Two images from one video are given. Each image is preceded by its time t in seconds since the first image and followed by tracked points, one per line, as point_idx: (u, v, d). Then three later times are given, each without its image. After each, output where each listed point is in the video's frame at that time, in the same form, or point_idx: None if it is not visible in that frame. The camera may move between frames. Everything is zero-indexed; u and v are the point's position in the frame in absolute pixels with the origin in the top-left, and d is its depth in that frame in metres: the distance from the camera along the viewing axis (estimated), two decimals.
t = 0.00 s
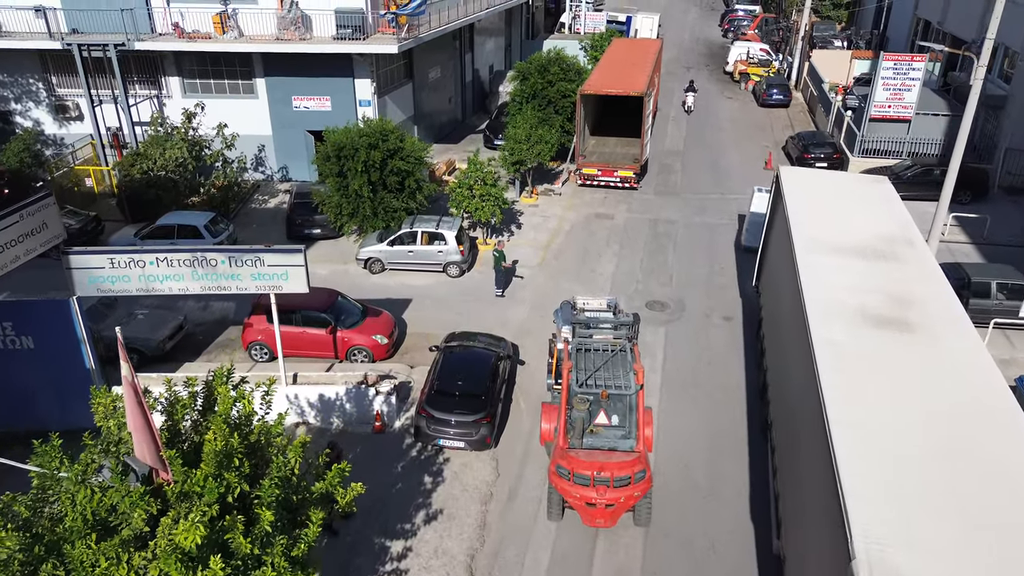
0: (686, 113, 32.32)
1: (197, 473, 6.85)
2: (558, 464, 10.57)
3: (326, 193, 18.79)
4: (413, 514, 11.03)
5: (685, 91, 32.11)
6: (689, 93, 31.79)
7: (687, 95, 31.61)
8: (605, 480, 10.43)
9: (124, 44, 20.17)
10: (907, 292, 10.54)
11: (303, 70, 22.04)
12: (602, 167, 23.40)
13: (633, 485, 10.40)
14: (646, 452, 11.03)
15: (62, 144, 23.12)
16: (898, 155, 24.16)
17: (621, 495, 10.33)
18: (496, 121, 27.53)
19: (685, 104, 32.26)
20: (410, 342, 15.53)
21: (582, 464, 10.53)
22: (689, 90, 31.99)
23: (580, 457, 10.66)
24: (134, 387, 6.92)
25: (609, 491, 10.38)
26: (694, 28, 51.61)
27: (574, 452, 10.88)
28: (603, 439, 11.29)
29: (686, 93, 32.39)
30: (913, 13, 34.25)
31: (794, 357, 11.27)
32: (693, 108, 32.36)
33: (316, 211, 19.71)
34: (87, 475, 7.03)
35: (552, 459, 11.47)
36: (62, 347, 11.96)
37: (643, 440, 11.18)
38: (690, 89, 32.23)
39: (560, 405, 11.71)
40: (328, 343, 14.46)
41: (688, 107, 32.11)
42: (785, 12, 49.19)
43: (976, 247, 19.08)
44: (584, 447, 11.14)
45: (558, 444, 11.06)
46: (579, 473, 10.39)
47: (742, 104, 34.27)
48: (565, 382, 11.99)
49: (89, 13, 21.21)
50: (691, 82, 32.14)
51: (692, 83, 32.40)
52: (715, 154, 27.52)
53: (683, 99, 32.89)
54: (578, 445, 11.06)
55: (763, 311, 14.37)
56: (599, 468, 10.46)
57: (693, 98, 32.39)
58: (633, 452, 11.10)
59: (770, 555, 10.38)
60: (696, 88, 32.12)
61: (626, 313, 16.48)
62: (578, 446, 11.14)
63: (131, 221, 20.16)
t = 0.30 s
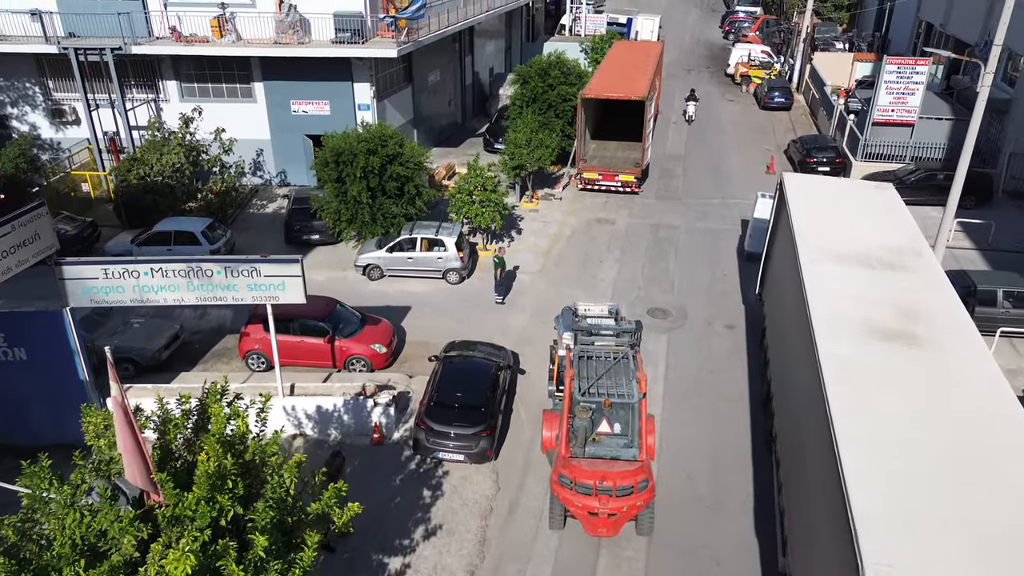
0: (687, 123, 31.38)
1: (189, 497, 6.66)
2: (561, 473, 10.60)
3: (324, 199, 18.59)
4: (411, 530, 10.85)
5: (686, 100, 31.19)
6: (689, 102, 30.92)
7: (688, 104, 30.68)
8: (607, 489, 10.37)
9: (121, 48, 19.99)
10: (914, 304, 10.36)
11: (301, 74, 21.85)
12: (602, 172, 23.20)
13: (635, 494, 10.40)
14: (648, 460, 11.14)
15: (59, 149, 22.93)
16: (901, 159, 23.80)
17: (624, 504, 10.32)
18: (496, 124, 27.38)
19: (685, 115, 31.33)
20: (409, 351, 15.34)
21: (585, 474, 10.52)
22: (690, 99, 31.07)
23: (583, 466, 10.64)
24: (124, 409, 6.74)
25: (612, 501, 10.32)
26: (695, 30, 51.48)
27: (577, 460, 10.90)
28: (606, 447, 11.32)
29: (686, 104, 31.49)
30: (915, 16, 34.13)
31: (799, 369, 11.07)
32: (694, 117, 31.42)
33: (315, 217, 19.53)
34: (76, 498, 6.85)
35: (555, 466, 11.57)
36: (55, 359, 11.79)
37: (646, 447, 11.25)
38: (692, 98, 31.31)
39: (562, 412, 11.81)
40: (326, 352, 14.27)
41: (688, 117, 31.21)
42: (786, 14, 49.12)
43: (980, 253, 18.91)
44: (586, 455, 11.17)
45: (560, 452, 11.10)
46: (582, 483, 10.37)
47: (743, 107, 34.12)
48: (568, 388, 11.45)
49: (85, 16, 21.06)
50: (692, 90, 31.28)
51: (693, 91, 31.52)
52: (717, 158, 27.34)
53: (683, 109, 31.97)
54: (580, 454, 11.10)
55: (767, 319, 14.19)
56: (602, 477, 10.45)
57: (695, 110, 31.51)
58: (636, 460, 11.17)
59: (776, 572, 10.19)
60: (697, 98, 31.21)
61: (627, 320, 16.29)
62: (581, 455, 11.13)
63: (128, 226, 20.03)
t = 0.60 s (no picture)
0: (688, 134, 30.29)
1: (180, 522, 6.47)
2: (562, 483, 10.49)
3: (322, 205, 18.41)
4: (410, 546, 10.67)
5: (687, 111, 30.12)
6: (691, 113, 29.87)
7: (689, 114, 29.60)
8: (609, 500, 10.32)
9: (117, 52, 19.82)
10: (923, 318, 10.16)
11: (299, 78, 21.65)
12: (603, 177, 23.02)
13: (637, 504, 10.32)
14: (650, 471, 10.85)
15: (56, 154, 22.76)
16: (904, 164, 23.85)
17: (626, 515, 10.23)
18: (496, 128, 27.24)
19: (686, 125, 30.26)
20: (408, 361, 15.16)
21: (586, 483, 10.41)
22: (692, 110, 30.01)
23: (584, 475, 10.57)
24: (114, 432, 6.53)
25: (614, 511, 10.27)
26: (696, 33, 51.32)
27: (578, 470, 10.75)
28: (607, 457, 11.05)
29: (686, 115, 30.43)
30: (918, 18, 33.96)
31: (805, 383, 10.87)
32: (696, 129, 30.39)
33: (313, 223, 19.36)
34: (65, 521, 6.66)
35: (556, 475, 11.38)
36: (49, 372, 11.62)
37: (647, 456, 11.00)
38: (692, 108, 30.21)
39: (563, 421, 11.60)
40: (324, 362, 14.10)
41: (689, 127, 30.14)
42: (787, 17, 48.97)
43: (985, 260, 18.74)
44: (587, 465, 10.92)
45: (562, 462, 10.90)
46: (583, 493, 10.28)
47: (744, 110, 33.95)
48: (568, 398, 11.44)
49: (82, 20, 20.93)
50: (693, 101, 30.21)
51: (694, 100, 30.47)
52: (719, 162, 27.16)
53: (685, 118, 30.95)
54: (581, 463, 10.88)
55: (771, 329, 14.00)
56: (604, 488, 10.35)
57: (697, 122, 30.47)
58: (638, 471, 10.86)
59: None
60: (699, 109, 30.14)
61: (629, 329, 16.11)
62: (582, 465, 10.77)
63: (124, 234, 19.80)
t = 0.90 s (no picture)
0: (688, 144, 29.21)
1: (171, 551, 6.29)
2: (563, 495, 10.39)
3: (320, 212, 18.23)
4: (408, 563, 10.50)
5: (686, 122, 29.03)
6: (690, 123, 28.77)
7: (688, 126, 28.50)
8: (611, 511, 10.20)
9: (114, 57, 19.64)
10: (930, 333, 9.98)
11: (298, 83, 21.48)
12: (603, 183, 22.91)
13: (638, 515, 10.23)
14: (651, 481, 10.77)
15: (52, 159, 22.57)
16: (907, 169, 23.51)
17: (626, 526, 10.10)
18: (496, 132, 27.10)
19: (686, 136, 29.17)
20: (407, 371, 14.99)
21: (587, 495, 10.29)
22: (692, 121, 28.92)
23: (585, 486, 10.43)
24: (104, 458, 6.35)
25: (615, 523, 10.13)
26: (697, 35, 51.15)
27: (579, 481, 10.70)
28: (608, 467, 11.05)
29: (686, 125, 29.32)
30: (920, 21, 33.83)
31: (809, 398, 10.67)
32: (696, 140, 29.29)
33: (311, 230, 19.18)
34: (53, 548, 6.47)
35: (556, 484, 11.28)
36: (42, 386, 11.45)
37: (648, 465, 10.97)
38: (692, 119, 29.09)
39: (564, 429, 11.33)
40: (321, 373, 13.93)
41: (689, 138, 29.06)
42: (789, 19, 48.82)
43: (989, 268, 18.57)
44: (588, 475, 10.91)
45: (562, 473, 10.83)
46: (584, 504, 10.20)
47: (746, 114, 33.78)
48: (568, 408, 11.55)
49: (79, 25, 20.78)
50: (693, 111, 29.14)
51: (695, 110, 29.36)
52: (720, 167, 26.98)
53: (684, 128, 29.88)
54: (582, 474, 10.83)
55: (775, 340, 13.83)
56: (605, 499, 10.26)
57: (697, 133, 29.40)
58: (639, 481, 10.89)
59: None
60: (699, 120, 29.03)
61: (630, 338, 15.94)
62: (583, 476, 10.82)
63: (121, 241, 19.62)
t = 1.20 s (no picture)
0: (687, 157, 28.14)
1: None
2: (563, 506, 10.38)
3: (318, 219, 18.07)
4: None
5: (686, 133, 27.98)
6: (690, 135, 27.71)
7: (687, 137, 27.41)
8: (612, 523, 10.15)
9: (110, 63, 19.46)
10: (937, 349, 9.80)
11: (296, 88, 21.31)
12: (603, 188, 22.68)
13: (640, 527, 10.18)
14: (653, 492, 10.77)
15: (49, 165, 22.39)
16: (910, 175, 23.33)
17: (629, 538, 10.08)
18: (496, 137, 26.95)
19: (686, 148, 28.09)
20: (406, 382, 14.81)
21: (588, 506, 10.27)
22: (691, 132, 27.84)
23: (586, 498, 10.41)
24: (92, 486, 6.16)
25: (616, 535, 10.09)
26: (697, 37, 50.98)
27: (580, 492, 10.70)
28: (609, 478, 10.96)
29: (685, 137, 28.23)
30: (922, 24, 33.67)
31: (814, 415, 10.48)
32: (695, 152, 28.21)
33: (309, 237, 19.01)
34: None
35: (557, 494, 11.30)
36: (35, 400, 11.29)
37: (649, 474, 10.90)
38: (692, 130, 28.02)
39: (564, 440, 11.44)
40: (319, 385, 13.75)
41: (688, 151, 27.94)
42: (789, 21, 48.67)
43: (994, 275, 18.40)
44: (589, 487, 10.84)
45: (563, 484, 10.84)
46: (585, 516, 10.14)
47: (747, 117, 33.62)
48: (569, 420, 11.48)
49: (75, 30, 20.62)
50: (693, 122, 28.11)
51: (694, 121, 28.34)
52: (721, 172, 26.80)
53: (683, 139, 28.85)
54: (583, 485, 10.81)
55: (779, 351, 13.65)
56: (607, 510, 10.22)
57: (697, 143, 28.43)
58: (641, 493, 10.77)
59: None
60: (698, 131, 27.97)
61: (631, 348, 15.76)
62: (583, 487, 10.78)
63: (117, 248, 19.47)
